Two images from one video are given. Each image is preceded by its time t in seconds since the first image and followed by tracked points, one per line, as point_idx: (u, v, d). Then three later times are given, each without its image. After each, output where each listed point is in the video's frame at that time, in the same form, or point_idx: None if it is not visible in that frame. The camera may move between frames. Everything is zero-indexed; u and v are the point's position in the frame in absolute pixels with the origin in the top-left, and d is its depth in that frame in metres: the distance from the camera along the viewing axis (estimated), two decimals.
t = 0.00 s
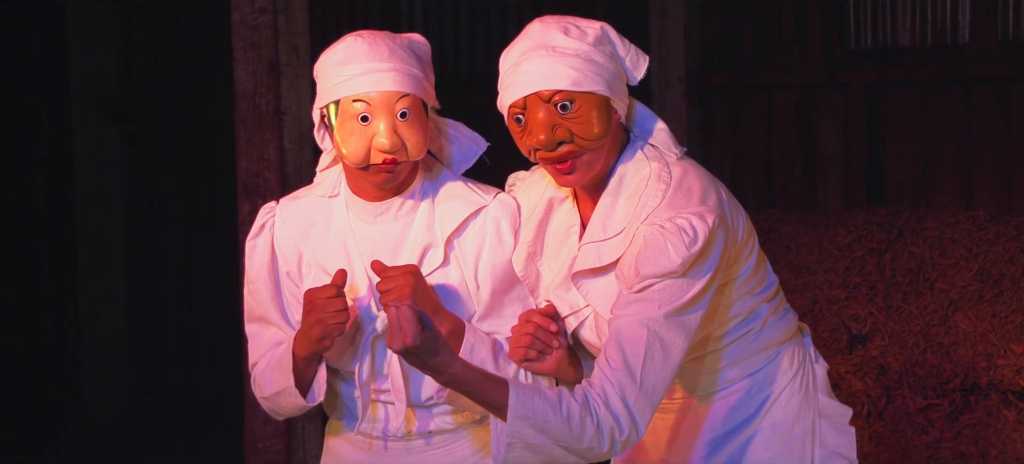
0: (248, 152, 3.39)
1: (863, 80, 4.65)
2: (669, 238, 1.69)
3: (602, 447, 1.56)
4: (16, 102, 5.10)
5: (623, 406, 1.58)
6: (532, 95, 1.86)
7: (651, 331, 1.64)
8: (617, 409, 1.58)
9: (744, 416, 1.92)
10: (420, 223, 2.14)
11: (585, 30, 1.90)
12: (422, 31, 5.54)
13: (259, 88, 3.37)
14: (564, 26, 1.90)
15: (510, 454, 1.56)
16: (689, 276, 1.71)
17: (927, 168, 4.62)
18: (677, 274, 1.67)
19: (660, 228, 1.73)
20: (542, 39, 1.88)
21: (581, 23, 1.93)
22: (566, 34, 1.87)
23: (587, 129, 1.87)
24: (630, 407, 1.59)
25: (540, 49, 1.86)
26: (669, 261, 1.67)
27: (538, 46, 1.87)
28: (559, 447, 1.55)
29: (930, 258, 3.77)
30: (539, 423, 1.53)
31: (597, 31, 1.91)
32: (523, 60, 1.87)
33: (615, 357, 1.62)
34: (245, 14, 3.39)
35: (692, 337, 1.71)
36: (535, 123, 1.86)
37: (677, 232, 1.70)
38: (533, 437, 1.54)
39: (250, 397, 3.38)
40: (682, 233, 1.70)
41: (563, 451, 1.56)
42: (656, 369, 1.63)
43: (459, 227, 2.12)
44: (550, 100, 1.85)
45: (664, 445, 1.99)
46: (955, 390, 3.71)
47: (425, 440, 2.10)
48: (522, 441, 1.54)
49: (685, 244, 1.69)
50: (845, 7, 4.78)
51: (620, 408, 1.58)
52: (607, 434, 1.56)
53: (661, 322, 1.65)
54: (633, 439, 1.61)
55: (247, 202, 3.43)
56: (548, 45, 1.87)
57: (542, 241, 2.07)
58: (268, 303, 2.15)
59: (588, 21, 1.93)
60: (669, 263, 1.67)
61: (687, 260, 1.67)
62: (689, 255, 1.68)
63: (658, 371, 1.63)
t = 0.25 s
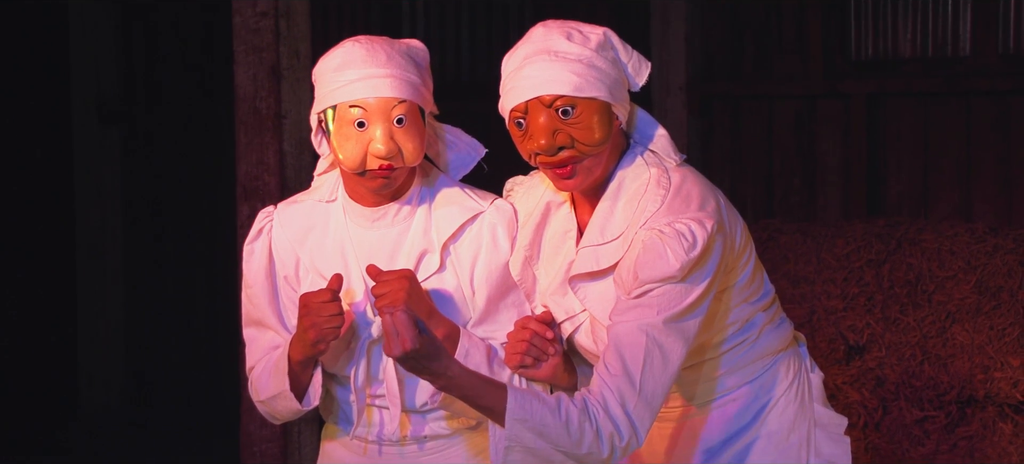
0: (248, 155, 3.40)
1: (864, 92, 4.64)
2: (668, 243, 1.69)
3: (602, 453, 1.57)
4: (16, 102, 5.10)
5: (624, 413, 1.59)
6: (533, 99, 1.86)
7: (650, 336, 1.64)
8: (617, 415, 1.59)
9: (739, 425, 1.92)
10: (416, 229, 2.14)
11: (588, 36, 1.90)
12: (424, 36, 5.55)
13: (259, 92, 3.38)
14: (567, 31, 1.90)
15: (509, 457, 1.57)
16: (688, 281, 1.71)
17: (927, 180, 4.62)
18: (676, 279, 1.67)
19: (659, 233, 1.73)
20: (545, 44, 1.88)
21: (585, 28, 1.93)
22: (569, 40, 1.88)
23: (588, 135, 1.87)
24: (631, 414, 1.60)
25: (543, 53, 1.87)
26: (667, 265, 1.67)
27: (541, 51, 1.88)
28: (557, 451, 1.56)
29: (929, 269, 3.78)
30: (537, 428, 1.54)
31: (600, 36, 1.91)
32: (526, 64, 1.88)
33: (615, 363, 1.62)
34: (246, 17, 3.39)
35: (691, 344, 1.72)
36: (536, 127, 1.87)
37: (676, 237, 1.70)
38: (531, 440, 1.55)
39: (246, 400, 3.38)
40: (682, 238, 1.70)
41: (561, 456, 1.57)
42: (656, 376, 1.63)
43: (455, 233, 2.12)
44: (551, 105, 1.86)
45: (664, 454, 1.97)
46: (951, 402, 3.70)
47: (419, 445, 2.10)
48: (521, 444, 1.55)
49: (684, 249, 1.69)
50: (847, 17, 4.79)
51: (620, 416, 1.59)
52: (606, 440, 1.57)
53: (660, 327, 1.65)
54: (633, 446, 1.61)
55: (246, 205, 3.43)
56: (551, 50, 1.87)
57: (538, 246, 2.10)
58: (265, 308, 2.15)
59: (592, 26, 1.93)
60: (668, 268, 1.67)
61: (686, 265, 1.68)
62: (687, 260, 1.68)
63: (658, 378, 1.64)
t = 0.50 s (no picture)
0: (249, 159, 3.41)
1: (864, 97, 4.64)
2: (671, 239, 1.69)
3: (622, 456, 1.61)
4: (17, 106, 5.11)
5: (639, 415, 1.63)
6: (539, 96, 1.87)
7: (660, 339, 1.66)
8: (635, 418, 1.63)
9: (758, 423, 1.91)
10: (414, 231, 2.15)
11: (593, 34, 1.90)
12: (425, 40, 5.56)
13: (260, 95, 3.38)
14: (572, 28, 1.91)
15: None
16: (691, 279, 1.71)
17: (927, 185, 4.62)
18: (681, 276, 1.68)
19: (661, 229, 1.73)
20: (551, 40, 1.89)
21: (589, 26, 1.93)
22: (574, 37, 1.88)
23: (592, 134, 1.88)
24: (646, 416, 1.63)
25: (548, 50, 1.88)
26: (670, 261, 1.67)
27: (547, 49, 1.88)
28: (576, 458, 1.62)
29: (928, 274, 3.78)
30: (550, 439, 1.60)
31: (605, 34, 1.91)
32: (532, 61, 1.88)
33: (627, 368, 1.65)
34: (247, 20, 3.40)
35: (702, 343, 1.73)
36: (541, 124, 1.87)
37: (677, 232, 1.71)
38: (548, 450, 1.60)
39: (246, 403, 3.38)
40: (684, 233, 1.71)
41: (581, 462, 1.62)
42: (669, 377, 1.66)
43: (453, 235, 2.12)
44: (557, 102, 1.86)
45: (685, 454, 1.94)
46: (951, 406, 3.70)
47: (417, 448, 2.11)
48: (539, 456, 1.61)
49: (686, 243, 1.69)
50: (847, 21, 4.78)
51: (637, 418, 1.63)
52: (623, 444, 1.61)
53: (669, 329, 1.67)
54: (655, 446, 1.65)
55: (246, 209, 3.44)
56: (556, 47, 1.88)
57: (537, 243, 2.08)
58: (263, 311, 2.16)
59: (597, 24, 1.93)
60: (671, 266, 1.67)
61: (688, 261, 1.68)
62: (689, 255, 1.68)
63: (672, 379, 1.66)
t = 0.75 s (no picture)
0: (249, 160, 3.41)
1: (866, 101, 4.65)
2: (671, 231, 1.72)
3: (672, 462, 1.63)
4: (18, 106, 5.12)
5: (677, 421, 1.66)
6: (546, 88, 1.88)
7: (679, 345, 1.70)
8: (677, 426, 1.65)
9: (779, 417, 1.94)
10: (413, 231, 2.15)
11: (599, 28, 1.93)
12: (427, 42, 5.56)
13: (261, 96, 3.39)
14: (579, 22, 1.94)
15: None
16: (695, 276, 1.74)
17: (929, 189, 4.61)
18: (685, 273, 1.71)
19: (661, 222, 1.75)
20: (558, 33, 1.92)
21: (596, 21, 1.97)
22: (581, 30, 1.91)
23: (596, 127, 1.89)
24: (684, 421, 1.66)
25: (555, 42, 1.90)
26: (671, 255, 1.70)
27: (553, 41, 1.90)
28: None
29: (928, 278, 3.77)
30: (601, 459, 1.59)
31: (611, 30, 1.95)
32: (538, 53, 1.90)
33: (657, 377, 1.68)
34: (248, 21, 3.40)
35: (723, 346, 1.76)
36: (545, 117, 1.89)
37: (678, 225, 1.73)
38: None
39: (245, 403, 3.38)
40: (684, 226, 1.73)
41: None
42: (698, 382, 1.69)
43: (451, 236, 2.12)
44: (562, 95, 1.88)
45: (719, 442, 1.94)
46: (951, 411, 3.71)
47: (415, 448, 2.11)
48: None
49: (687, 236, 1.71)
50: (849, 25, 4.79)
51: (678, 425, 1.66)
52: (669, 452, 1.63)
53: (684, 332, 1.70)
54: (700, 452, 1.67)
55: (246, 209, 3.44)
56: (564, 40, 1.90)
57: (536, 240, 2.08)
58: (262, 311, 2.17)
59: (603, 20, 1.96)
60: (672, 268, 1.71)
61: (690, 253, 1.70)
62: (691, 247, 1.70)
63: (700, 381, 1.69)
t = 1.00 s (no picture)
0: (249, 164, 3.41)
1: (865, 103, 4.63)
2: (679, 232, 1.80)
3: (757, 455, 1.67)
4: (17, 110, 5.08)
5: (752, 414, 1.71)
6: (541, 92, 1.96)
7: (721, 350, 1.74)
8: (753, 419, 1.70)
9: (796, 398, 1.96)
10: (413, 236, 2.16)
11: (594, 33, 2.01)
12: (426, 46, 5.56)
13: (261, 100, 3.39)
14: (574, 27, 2.01)
15: None
16: (713, 278, 1.79)
17: (928, 192, 4.57)
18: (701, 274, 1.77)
19: (669, 224, 1.83)
20: (553, 37, 1.99)
21: (590, 26, 2.05)
22: (577, 35, 1.98)
23: (592, 131, 1.96)
24: (755, 415, 1.71)
25: (551, 47, 1.97)
26: (682, 256, 1.78)
27: (550, 47, 1.98)
28: None
29: (929, 281, 3.76)
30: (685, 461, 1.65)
31: (606, 35, 2.02)
32: (534, 57, 1.98)
33: (716, 381, 1.72)
34: (248, 25, 3.40)
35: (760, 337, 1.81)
36: (540, 121, 1.95)
37: (687, 227, 1.81)
38: None
39: (245, 406, 3.38)
40: (692, 227, 1.81)
41: None
42: (755, 377, 1.73)
43: (452, 240, 2.15)
44: (557, 98, 1.95)
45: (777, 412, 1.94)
46: (952, 414, 3.69)
47: (415, 453, 2.12)
48: None
49: (696, 236, 1.79)
50: (848, 28, 4.77)
51: (754, 415, 1.71)
52: (753, 446, 1.68)
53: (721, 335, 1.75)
54: (780, 438, 1.72)
55: (247, 213, 3.44)
56: (559, 44, 1.97)
57: (533, 245, 2.12)
58: (263, 315, 2.18)
59: (598, 25, 2.04)
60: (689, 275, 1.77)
61: (700, 252, 1.78)
62: (700, 247, 1.78)
63: (755, 378, 1.73)
